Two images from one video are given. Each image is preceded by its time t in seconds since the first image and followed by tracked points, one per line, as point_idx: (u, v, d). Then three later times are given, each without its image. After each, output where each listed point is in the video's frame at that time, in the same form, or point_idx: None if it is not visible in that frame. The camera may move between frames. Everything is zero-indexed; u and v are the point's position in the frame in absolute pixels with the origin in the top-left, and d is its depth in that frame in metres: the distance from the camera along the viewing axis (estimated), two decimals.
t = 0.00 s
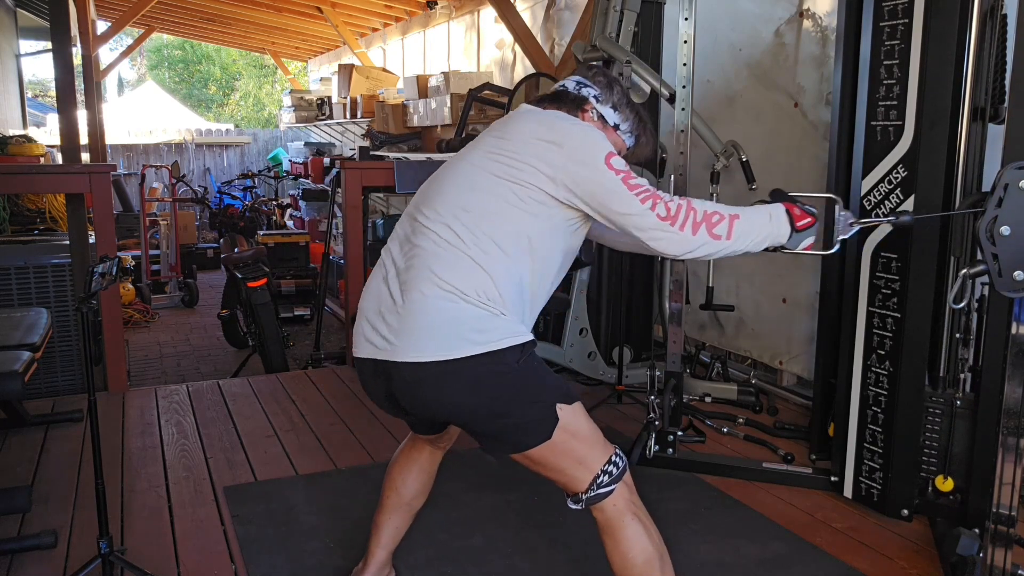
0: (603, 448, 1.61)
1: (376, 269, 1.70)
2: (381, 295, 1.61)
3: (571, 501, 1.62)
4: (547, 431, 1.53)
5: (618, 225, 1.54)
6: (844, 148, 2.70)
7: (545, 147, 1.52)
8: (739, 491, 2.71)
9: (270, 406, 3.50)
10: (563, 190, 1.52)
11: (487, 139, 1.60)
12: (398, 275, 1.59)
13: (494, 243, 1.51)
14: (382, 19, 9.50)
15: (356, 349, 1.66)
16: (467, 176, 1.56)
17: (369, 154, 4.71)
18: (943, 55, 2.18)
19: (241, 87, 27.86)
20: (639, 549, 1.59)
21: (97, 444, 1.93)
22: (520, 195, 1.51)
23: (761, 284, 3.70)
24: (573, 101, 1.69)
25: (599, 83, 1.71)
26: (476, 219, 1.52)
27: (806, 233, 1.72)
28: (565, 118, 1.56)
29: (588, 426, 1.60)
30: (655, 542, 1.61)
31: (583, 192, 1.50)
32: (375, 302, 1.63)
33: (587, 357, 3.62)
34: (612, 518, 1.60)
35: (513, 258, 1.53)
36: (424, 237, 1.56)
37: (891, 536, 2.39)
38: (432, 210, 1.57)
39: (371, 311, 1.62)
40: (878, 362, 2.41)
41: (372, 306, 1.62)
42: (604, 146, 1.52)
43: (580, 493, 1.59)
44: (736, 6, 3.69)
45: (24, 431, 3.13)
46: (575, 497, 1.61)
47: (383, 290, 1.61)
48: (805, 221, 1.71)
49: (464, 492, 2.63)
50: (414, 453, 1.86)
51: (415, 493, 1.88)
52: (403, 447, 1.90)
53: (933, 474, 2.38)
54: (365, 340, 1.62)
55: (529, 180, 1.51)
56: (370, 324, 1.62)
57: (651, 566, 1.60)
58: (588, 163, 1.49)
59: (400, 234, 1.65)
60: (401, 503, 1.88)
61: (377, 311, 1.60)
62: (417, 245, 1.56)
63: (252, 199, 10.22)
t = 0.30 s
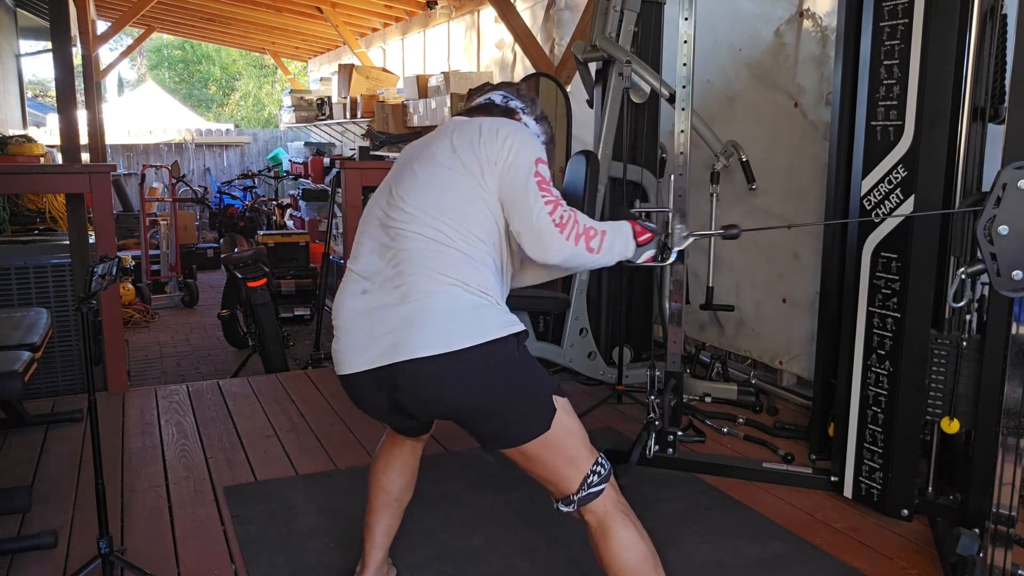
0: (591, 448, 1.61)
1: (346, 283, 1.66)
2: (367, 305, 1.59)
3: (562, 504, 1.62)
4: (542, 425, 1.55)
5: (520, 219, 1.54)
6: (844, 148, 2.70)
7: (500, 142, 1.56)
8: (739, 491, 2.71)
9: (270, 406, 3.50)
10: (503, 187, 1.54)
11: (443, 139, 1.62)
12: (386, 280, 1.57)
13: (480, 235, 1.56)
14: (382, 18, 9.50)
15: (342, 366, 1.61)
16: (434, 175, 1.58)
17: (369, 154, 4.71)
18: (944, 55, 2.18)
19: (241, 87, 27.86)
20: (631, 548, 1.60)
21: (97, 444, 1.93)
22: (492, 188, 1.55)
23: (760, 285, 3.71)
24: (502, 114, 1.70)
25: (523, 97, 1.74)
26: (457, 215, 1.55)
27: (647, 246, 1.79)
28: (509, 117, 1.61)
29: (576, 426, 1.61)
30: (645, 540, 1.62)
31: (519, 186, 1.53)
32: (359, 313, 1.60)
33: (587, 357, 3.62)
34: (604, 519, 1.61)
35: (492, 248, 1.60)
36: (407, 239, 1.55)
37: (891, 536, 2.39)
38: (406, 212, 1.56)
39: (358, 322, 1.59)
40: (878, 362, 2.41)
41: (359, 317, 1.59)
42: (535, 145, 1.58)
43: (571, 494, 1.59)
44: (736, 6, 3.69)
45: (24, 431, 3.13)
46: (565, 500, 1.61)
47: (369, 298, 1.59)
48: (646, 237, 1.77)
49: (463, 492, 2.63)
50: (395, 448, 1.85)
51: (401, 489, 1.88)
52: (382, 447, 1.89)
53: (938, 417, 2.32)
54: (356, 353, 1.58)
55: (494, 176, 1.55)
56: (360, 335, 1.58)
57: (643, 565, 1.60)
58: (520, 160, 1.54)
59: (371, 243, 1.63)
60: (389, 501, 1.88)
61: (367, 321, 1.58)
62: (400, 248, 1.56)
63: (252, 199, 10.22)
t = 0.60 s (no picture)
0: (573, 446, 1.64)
1: (329, 288, 1.59)
2: (371, 305, 1.56)
3: (548, 502, 1.61)
4: (534, 415, 1.58)
5: (483, 223, 1.67)
6: (844, 149, 2.71)
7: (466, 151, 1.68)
8: (739, 491, 2.71)
9: (270, 406, 3.50)
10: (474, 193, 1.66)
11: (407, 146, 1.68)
12: (389, 280, 1.56)
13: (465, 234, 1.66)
14: (382, 19, 9.50)
15: (347, 371, 1.56)
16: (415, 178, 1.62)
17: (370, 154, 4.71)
18: (944, 55, 2.18)
19: (240, 87, 27.86)
20: (620, 546, 1.58)
21: (97, 444, 1.93)
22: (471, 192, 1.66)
23: (760, 284, 3.71)
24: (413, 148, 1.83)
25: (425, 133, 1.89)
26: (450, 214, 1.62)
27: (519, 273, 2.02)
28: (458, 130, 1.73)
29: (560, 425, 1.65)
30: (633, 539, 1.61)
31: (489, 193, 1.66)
32: (362, 314, 1.56)
33: (587, 357, 3.62)
34: (592, 515, 1.60)
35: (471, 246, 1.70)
36: (410, 237, 1.57)
37: (891, 536, 2.39)
38: (402, 212, 1.58)
39: (362, 323, 1.56)
40: (878, 362, 2.41)
41: (365, 318, 1.56)
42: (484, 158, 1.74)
43: (559, 489, 1.59)
44: (736, 6, 3.69)
45: (24, 431, 3.14)
46: (553, 496, 1.60)
47: (370, 300, 1.56)
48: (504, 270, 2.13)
49: (463, 492, 2.64)
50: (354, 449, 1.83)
51: (371, 488, 1.86)
52: (336, 454, 1.85)
53: (943, 346, 2.28)
54: (366, 355, 1.54)
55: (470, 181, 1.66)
56: (367, 336, 1.55)
57: (632, 563, 1.58)
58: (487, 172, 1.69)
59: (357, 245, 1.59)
60: (365, 501, 1.86)
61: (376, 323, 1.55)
62: (402, 247, 1.57)
63: (252, 199, 10.22)
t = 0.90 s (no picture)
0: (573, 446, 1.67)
1: (345, 271, 1.56)
2: (391, 293, 1.55)
3: (549, 501, 1.62)
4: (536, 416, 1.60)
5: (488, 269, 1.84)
6: (844, 149, 2.71)
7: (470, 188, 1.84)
8: (739, 491, 2.71)
9: (270, 406, 3.50)
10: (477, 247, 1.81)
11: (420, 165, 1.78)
12: (414, 271, 1.57)
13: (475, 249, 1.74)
14: (382, 18, 9.50)
15: (362, 356, 1.53)
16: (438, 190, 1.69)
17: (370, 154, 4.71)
18: (944, 56, 2.18)
19: (240, 87, 27.86)
20: (619, 544, 1.58)
21: (97, 444, 1.93)
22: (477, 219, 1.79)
23: (759, 284, 3.71)
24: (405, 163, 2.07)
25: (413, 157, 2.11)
26: (465, 227, 1.71)
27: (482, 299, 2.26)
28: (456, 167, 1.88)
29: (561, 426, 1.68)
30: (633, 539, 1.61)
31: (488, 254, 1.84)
32: (381, 300, 1.54)
33: (588, 357, 3.61)
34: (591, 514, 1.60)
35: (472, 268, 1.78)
36: (434, 234, 1.61)
37: (891, 536, 2.39)
38: (425, 212, 1.63)
39: (380, 309, 1.54)
40: (878, 362, 2.41)
41: (383, 304, 1.54)
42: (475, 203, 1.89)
43: (559, 487, 1.61)
44: (736, 6, 3.69)
45: (24, 431, 3.13)
46: (554, 495, 1.61)
47: (393, 288, 1.55)
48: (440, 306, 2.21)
49: (463, 492, 2.63)
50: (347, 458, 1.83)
51: (365, 494, 1.86)
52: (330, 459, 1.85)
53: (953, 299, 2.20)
54: (384, 341, 1.52)
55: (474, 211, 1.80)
56: (386, 322, 1.53)
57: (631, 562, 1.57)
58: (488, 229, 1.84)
59: (377, 231, 1.59)
60: (359, 508, 1.86)
61: (396, 309, 1.54)
62: (425, 241, 1.60)
63: (253, 199, 10.22)
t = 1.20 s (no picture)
0: (600, 441, 1.68)
1: (360, 270, 1.57)
2: (401, 295, 1.55)
3: (574, 494, 1.64)
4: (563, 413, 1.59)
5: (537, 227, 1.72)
6: (844, 149, 2.71)
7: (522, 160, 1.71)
8: (738, 491, 2.71)
9: (270, 406, 3.50)
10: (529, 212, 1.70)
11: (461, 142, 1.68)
12: (425, 273, 1.55)
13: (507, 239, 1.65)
14: (382, 19, 9.50)
15: (369, 359, 1.55)
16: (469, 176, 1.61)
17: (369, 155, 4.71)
18: (943, 55, 2.18)
19: (241, 87, 27.86)
20: (638, 542, 1.60)
21: (97, 444, 1.93)
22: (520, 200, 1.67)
23: (759, 284, 3.71)
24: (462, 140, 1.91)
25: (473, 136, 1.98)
26: (495, 216, 1.61)
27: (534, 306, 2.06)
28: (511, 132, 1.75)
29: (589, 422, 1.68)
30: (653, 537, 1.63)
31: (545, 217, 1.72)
32: (391, 302, 1.55)
33: (587, 357, 3.61)
34: (615, 511, 1.62)
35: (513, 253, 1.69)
36: (452, 232, 1.56)
37: (891, 536, 2.39)
38: (447, 206, 1.57)
39: (390, 311, 1.55)
40: (878, 362, 2.41)
41: (393, 307, 1.55)
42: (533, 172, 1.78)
43: (584, 483, 1.63)
44: (736, 6, 3.69)
45: (24, 431, 3.13)
46: (578, 489, 1.63)
47: (404, 290, 1.55)
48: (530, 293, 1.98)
49: (463, 492, 2.63)
50: (372, 459, 1.83)
51: (382, 497, 1.86)
52: (356, 457, 1.86)
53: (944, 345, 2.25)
54: (390, 345, 1.54)
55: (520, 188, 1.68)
56: (394, 326, 1.54)
57: (649, 560, 1.60)
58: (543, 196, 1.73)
59: (394, 230, 1.57)
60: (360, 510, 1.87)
61: (405, 314, 1.54)
62: (442, 241, 1.56)
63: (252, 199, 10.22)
